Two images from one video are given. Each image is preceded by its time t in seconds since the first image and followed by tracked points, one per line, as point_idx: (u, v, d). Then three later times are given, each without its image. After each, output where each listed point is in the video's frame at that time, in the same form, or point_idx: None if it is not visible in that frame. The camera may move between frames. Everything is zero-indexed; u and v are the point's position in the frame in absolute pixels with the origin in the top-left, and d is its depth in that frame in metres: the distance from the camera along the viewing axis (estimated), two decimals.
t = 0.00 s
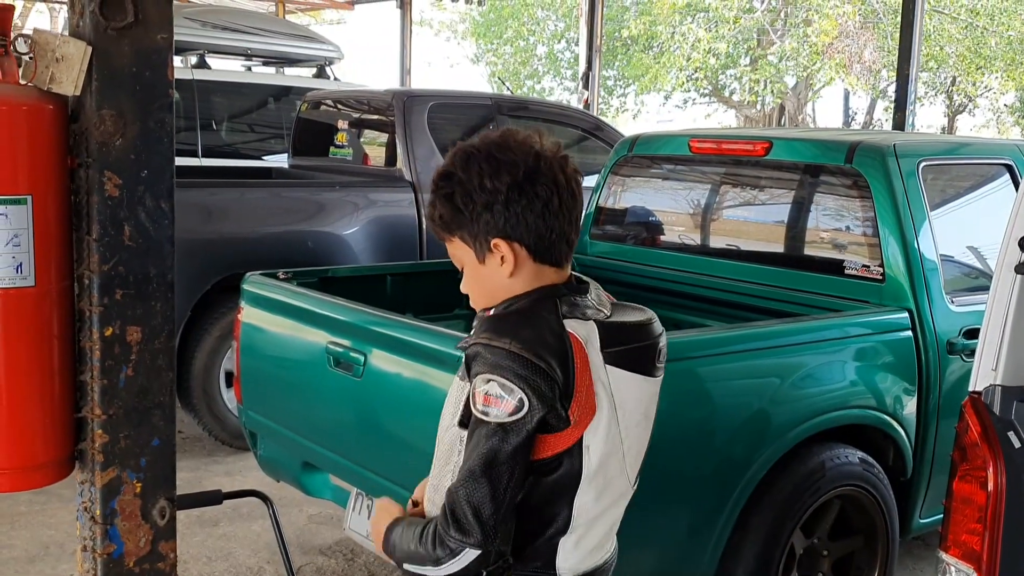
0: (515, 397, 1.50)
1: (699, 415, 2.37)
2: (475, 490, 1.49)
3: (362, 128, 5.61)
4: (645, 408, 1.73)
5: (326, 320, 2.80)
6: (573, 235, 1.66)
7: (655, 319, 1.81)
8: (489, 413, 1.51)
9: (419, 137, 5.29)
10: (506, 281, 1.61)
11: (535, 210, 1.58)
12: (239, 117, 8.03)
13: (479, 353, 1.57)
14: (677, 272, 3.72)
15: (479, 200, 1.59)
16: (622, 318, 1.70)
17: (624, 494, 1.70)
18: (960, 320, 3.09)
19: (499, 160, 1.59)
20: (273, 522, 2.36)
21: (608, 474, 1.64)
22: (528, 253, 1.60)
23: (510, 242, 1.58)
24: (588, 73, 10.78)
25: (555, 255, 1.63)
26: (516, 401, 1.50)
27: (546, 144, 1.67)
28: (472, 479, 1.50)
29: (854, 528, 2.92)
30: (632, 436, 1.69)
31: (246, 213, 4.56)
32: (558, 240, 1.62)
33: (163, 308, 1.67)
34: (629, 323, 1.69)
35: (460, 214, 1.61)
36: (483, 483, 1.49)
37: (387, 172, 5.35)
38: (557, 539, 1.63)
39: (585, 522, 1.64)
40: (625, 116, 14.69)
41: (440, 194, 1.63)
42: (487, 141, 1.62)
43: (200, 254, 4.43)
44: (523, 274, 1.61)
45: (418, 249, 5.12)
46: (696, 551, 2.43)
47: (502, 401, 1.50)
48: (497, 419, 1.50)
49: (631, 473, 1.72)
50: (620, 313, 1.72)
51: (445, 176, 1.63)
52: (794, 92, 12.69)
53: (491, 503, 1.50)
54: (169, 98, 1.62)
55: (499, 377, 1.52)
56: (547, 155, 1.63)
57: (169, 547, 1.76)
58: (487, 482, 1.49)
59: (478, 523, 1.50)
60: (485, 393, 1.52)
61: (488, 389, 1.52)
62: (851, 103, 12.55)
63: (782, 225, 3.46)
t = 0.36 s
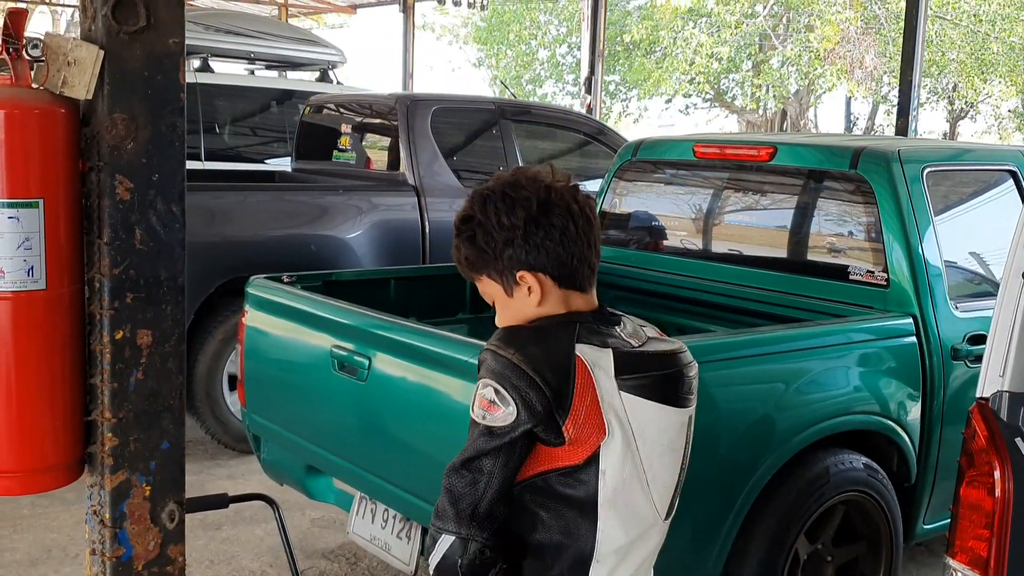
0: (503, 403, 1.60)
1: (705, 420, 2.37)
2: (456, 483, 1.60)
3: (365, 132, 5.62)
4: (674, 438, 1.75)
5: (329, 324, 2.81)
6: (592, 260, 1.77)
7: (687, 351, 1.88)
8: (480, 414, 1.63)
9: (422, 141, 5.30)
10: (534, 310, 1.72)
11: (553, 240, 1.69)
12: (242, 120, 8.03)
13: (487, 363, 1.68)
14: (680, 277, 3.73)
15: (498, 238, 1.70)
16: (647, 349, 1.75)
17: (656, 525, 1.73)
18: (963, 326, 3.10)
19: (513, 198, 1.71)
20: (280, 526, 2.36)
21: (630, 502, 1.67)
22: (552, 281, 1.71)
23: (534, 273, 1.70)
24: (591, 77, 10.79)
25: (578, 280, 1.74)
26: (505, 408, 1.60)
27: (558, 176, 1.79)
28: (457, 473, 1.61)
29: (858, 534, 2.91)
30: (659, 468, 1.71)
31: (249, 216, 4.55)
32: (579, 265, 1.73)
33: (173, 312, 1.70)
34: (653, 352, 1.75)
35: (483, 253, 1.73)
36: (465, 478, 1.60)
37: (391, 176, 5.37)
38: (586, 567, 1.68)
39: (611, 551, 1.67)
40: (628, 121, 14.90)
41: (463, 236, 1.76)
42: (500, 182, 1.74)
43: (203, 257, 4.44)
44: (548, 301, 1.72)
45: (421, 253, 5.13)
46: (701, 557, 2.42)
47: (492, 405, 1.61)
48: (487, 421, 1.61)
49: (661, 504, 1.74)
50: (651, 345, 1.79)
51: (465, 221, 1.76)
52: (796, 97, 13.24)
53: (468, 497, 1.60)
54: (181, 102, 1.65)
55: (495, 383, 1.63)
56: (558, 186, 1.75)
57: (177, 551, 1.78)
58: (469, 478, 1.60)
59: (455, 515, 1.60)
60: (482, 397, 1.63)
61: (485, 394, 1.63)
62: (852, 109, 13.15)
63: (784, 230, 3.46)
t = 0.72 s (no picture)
0: (538, 396, 1.59)
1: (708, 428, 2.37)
2: (484, 469, 1.61)
3: (367, 138, 5.63)
4: (698, 428, 1.75)
5: (333, 330, 2.81)
6: (609, 254, 1.76)
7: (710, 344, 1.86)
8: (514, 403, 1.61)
9: (424, 148, 5.30)
10: (548, 302, 1.72)
11: (564, 230, 1.70)
12: (244, 126, 8.05)
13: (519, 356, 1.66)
14: (681, 284, 3.75)
15: (510, 231, 1.72)
16: (673, 341, 1.75)
17: (679, 514, 1.72)
18: (966, 333, 3.09)
19: (524, 192, 1.74)
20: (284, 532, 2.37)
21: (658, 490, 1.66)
22: (565, 272, 1.71)
23: (545, 264, 1.70)
24: (591, 84, 10.79)
25: (593, 272, 1.73)
26: (539, 401, 1.58)
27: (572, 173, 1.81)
28: (485, 460, 1.62)
29: (860, 542, 2.90)
30: (685, 456, 1.71)
31: (251, 222, 4.55)
32: (592, 257, 1.72)
33: (182, 320, 1.71)
34: (680, 344, 1.75)
35: (497, 246, 1.75)
36: (493, 466, 1.60)
37: (393, 182, 5.38)
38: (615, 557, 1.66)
39: (638, 538, 1.66)
40: (628, 126, 15.27)
41: (480, 234, 1.79)
42: (512, 179, 1.77)
43: (205, 263, 4.44)
44: (561, 293, 1.72)
45: (422, 260, 5.14)
46: (705, 566, 2.42)
47: (525, 396, 1.59)
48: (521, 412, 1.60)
49: (684, 494, 1.73)
50: (674, 336, 1.79)
51: (482, 219, 1.79)
52: (797, 103, 13.34)
53: (495, 484, 1.60)
54: (189, 111, 1.65)
55: (530, 373, 1.61)
56: (571, 181, 1.77)
57: (184, 558, 1.78)
58: (497, 466, 1.60)
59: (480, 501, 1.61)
60: (517, 388, 1.61)
61: (520, 385, 1.61)
62: (853, 116, 12.95)
63: (787, 238, 3.47)
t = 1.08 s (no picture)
0: (565, 409, 1.48)
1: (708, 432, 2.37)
2: (495, 484, 1.47)
3: (367, 141, 5.63)
4: (705, 440, 1.70)
5: (333, 332, 2.81)
6: (645, 257, 1.64)
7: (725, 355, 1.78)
8: (537, 416, 1.50)
9: (424, 150, 5.30)
10: (573, 291, 1.60)
11: (608, 224, 1.58)
12: (244, 129, 8.05)
13: (537, 374, 1.56)
14: (681, 288, 3.76)
15: (553, 210, 1.59)
16: (690, 351, 1.68)
17: (675, 521, 1.68)
18: (965, 337, 3.09)
19: (579, 174, 1.61)
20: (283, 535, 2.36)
21: (657, 498, 1.61)
22: (597, 265, 1.59)
23: (580, 252, 1.58)
24: (591, 88, 10.81)
25: (625, 272, 1.61)
26: (566, 414, 1.48)
27: (630, 166, 1.69)
28: (498, 473, 1.47)
29: (860, 545, 2.90)
30: (688, 466, 1.66)
31: (250, 225, 4.55)
32: (628, 257, 1.60)
33: (181, 321, 1.70)
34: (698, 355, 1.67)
35: (535, 220, 1.62)
36: (507, 481, 1.47)
37: (393, 185, 5.37)
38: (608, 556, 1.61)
39: (632, 543, 1.62)
40: (627, 130, 15.30)
41: (519, 201, 1.66)
42: (568, 157, 1.65)
43: (204, 266, 4.43)
44: (590, 286, 1.60)
45: (422, 263, 5.14)
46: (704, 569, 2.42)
47: (551, 409, 1.49)
48: (545, 425, 1.48)
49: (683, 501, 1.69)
50: (691, 346, 1.70)
51: (526, 187, 1.66)
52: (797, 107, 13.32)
53: (505, 502, 1.47)
54: (189, 113, 1.65)
55: (556, 387, 1.51)
56: (628, 174, 1.65)
57: (183, 560, 1.78)
58: (511, 482, 1.47)
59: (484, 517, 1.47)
60: (541, 402, 1.50)
61: (543, 400, 1.50)
62: (853, 119, 13.15)
63: (786, 241, 3.47)
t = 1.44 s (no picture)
0: (540, 419, 1.47)
1: (708, 434, 2.37)
2: (462, 490, 1.45)
3: (366, 142, 5.63)
4: (686, 450, 1.68)
5: (331, 334, 2.81)
6: (640, 269, 1.64)
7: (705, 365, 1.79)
8: (512, 423, 1.49)
9: (423, 152, 5.30)
10: (563, 292, 1.60)
11: (612, 236, 1.56)
12: (243, 130, 8.05)
13: (516, 382, 1.56)
14: (678, 290, 3.76)
15: (560, 209, 1.57)
16: (668, 359, 1.69)
17: (657, 533, 1.66)
18: (965, 339, 3.10)
19: (595, 178, 1.58)
20: (282, 537, 2.35)
21: (638, 508, 1.59)
22: (591, 271, 1.58)
23: (578, 256, 1.57)
24: (591, 90, 10.82)
25: (617, 282, 1.61)
26: (541, 423, 1.47)
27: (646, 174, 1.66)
28: (466, 479, 1.46)
29: (859, 548, 2.90)
30: (669, 476, 1.64)
31: (250, 227, 4.55)
32: (623, 269, 1.60)
33: (178, 323, 1.70)
34: (676, 363, 1.67)
35: (540, 214, 1.60)
36: (474, 488, 1.46)
37: (392, 186, 5.38)
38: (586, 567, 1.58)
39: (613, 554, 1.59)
40: (627, 131, 15.29)
41: (528, 189, 1.63)
42: (588, 155, 1.61)
43: (203, 267, 4.43)
44: (581, 290, 1.59)
45: (421, 264, 5.15)
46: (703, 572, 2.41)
47: (526, 418, 1.48)
48: (519, 432, 1.47)
49: (665, 512, 1.67)
50: (670, 355, 1.71)
51: (537, 175, 1.63)
52: (796, 109, 13.37)
53: (468, 510, 1.45)
54: (188, 114, 1.65)
55: (534, 395, 1.50)
56: (642, 184, 1.62)
57: (181, 561, 1.79)
58: (477, 489, 1.46)
59: (446, 522, 1.45)
60: (518, 409, 1.49)
61: (520, 407, 1.50)
62: (852, 121, 13.20)
63: (785, 243, 3.47)
